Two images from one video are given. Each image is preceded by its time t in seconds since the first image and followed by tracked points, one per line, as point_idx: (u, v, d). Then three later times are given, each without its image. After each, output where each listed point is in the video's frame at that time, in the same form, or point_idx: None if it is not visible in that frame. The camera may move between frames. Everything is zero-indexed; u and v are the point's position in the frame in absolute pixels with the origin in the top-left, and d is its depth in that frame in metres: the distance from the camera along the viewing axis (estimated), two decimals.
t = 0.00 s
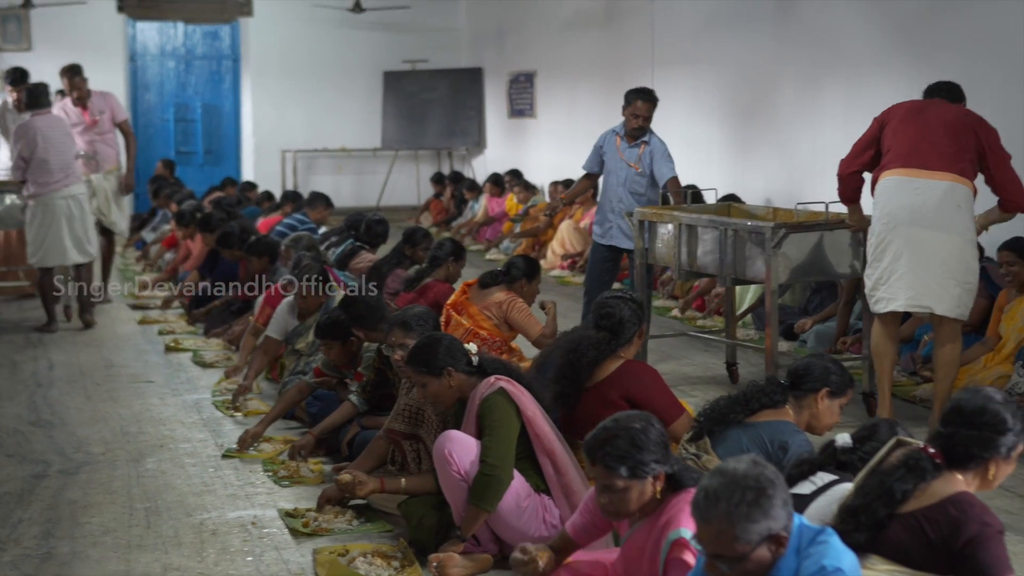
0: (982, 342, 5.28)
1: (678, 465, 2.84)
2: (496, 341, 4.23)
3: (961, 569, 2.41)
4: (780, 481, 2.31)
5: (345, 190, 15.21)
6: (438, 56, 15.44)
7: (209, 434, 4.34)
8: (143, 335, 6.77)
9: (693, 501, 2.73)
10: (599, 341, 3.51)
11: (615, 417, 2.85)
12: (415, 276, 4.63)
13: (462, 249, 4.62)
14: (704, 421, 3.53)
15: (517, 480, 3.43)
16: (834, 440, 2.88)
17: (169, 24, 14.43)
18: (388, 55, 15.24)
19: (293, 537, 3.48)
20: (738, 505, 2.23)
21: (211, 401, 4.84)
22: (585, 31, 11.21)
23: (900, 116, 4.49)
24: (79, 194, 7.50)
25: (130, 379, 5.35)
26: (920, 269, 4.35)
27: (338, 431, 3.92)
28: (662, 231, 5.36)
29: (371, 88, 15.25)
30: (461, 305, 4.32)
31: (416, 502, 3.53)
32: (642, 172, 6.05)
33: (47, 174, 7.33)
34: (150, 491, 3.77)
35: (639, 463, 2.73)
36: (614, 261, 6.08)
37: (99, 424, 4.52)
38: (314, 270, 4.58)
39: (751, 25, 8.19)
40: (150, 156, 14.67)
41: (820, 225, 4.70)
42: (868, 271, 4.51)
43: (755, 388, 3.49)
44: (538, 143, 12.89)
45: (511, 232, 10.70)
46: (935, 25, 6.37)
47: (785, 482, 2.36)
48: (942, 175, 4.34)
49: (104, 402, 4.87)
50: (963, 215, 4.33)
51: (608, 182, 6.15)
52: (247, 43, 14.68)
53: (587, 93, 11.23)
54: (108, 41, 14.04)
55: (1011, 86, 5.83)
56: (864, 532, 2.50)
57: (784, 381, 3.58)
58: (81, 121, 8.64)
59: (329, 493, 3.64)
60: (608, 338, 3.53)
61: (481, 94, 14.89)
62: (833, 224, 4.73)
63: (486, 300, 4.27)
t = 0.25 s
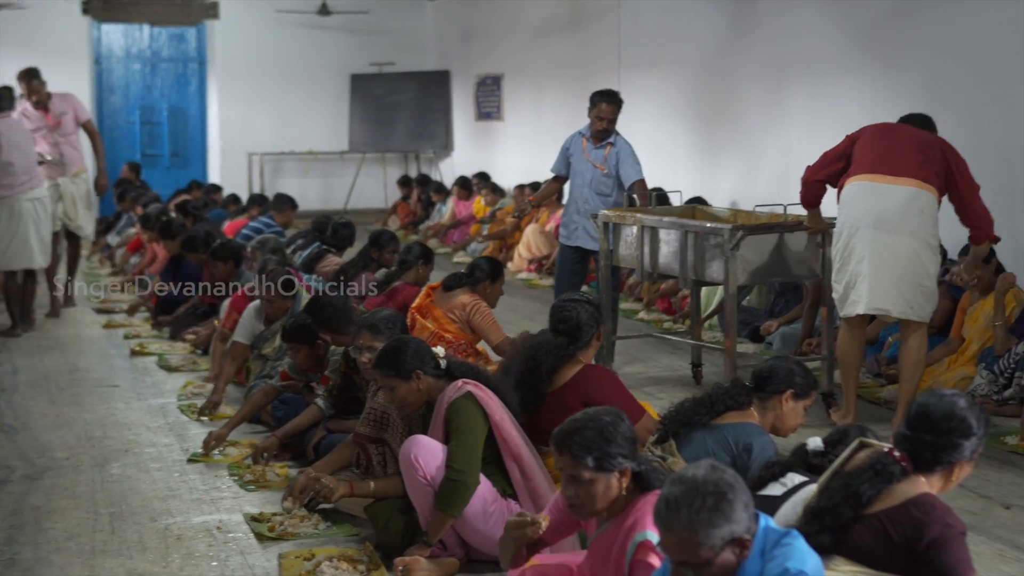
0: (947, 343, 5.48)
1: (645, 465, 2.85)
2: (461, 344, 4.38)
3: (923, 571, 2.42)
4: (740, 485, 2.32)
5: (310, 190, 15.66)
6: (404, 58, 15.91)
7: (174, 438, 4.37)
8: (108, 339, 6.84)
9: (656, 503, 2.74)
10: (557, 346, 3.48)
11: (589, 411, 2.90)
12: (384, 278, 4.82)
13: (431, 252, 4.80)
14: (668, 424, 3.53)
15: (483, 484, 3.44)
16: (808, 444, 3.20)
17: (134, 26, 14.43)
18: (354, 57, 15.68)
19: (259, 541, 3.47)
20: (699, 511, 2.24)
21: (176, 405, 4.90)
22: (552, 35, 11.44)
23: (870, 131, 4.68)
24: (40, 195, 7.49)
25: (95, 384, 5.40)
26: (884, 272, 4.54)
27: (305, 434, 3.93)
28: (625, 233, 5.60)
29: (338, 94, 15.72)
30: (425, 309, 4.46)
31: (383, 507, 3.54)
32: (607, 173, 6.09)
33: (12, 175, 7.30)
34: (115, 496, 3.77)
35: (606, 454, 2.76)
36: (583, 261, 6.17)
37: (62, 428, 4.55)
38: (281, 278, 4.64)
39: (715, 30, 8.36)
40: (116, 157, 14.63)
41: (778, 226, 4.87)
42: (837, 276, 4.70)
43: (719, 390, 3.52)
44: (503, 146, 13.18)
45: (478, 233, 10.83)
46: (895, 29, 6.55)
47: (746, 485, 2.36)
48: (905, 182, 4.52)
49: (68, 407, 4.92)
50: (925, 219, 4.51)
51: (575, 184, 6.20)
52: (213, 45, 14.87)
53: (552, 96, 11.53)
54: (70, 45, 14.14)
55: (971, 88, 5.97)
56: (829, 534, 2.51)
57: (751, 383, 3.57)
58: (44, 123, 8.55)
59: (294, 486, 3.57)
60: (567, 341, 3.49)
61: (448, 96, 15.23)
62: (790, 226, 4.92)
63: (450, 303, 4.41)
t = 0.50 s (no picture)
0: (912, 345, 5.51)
1: (615, 466, 2.86)
2: (427, 347, 4.42)
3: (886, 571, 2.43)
4: (705, 489, 2.34)
5: (279, 194, 15.60)
6: (373, 60, 15.84)
7: (141, 442, 4.39)
8: (74, 342, 6.86)
9: (621, 505, 2.73)
10: (520, 350, 3.50)
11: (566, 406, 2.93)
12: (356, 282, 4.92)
13: (401, 256, 4.85)
14: (636, 425, 3.59)
15: (451, 488, 3.44)
16: (780, 447, 3.25)
17: (101, 29, 14.55)
18: (323, 60, 15.62)
19: (226, 545, 3.46)
20: (663, 517, 2.26)
21: (143, 409, 4.94)
22: (523, 38, 11.57)
23: (843, 148, 4.79)
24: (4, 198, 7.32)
25: (61, 388, 5.42)
26: (845, 277, 4.60)
27: (271, 439, 3.93)
28: (592, 235, 5.76)
29: (306, 94, 15.62)
30: (391, 312, 4.49)
31: (352, 510, 3.54)
32: (572, 176, 6.25)
33: None
34: (81, 501, 3.76)
35: (573, 450, 2.78)
36: (550, 263, 6.32)
37: (29, 433, 4.56)
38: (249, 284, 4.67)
39: (686, 34, 8.48)
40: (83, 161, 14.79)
41: (739, 229, 5.07)
42: (800, 280, 4.76)
43: (686, 391, 3.56)
44: (473, 149, 13.28)
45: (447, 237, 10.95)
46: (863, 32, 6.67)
47: (710, 490, 2.38)
48: (870, 192, 4.57)
49: (34, 411, 4.94)
50: (887, 229, 4.56)
51: (541, 188, 6.36)
52: (179, 47, 14.99)
53: (522, 99, 11.67)
54: (37, 47, 14.08)
55: (941, 89, 6.08)
56: (794, 535, 2.52)
57: (717, 384, 3.60)
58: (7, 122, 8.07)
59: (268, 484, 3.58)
60: (528, 344, 3.51)
61: (417, 100, 15.34)
62: (752, 228, 5.12)
63: (416, 306, 4.45)
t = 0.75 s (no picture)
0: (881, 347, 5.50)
1: (585, 466, 2.83)
2: (396, 349, 4.42)
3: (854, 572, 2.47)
4: (673, 491, 2.35)
5: (248, 197, 15.68)
6: (344, 64, 15.98)
7: (109, 446, 4.41)
8: (42, 347, 6.89)
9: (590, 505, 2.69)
10: (493, 352, 3.50)
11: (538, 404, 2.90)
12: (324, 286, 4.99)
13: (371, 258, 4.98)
14: (605, 429, 3.58)
15: (420, 492, 3.44)
16: (750, 448, 3.25)
17: (69, 32, 14.47)
18: (293, 64, 15.73)
19: (195, 550, 3.46)
20: (632, 518, 2.27)
21: (112, 412, 5.00)
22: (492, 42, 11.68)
23: (814, 162, 4.88)
24: None
25: (29, 393, 5.47)
26: (804, 281, 4.70)
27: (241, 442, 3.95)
28: (558, 236, 5.83)
29: (277, 100, 15.72)
30: (359, 315, 4.47)
31: (321, 513, 3.53)
32: (536, 180, 6.47)
33: None
34: (48, 506, 3.76)
35: (545, 446, 2.75)
36: (516, 266, 6.54)
37: None
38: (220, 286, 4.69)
39: (654, 37, 8.60)
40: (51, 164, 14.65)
41: (700, 230, 5.18)
42: (765, 283, 4.88)
43: (654, 394, 3.58)
44: (443, 152, 13.38)
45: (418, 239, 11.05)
46: (832, 34, 6.77)
47: (678, 490, 2.39)
48: (832, 203, 4.66)
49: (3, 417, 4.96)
50: (848, 236, 4.64)
51: (507, 192, 6.57)
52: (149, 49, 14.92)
53: (492, 100, 11.80)
54: (6, 49, 14.02)
55: (909, 89, 6.17)
56: (763, 536, 2.54)
57: (686, 386, 3.63)
58: None
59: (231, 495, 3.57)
60: (499, 347, 3.52)
61: (388, 103, 15.43)
62: (712, 228, 5.24)
63: (383, 308, 4.45)
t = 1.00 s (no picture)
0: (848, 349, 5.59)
1: (553, 467, 2.82)
2: (365, 352, 4.47)
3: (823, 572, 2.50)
4: (642, 491, 2.36)
5: (218, 199, 15.73)
6: (315, 66, 15.96)
7: (77, 450, 4.46)
8: (9, 350, 6.93)
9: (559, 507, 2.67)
10: (469, 353, 3.60)
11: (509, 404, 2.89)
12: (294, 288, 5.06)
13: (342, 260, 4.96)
14: (575, 431, 3.58)
15: (390, 495, 3.44)
16: (719, 450, 3.22)
17: (37, 34, 14.74)
18: (262, 65, 15.79)
19: (164, 553, 3.46)
20: (600, 518, 2.28)
21: (81, 416, 5.07)
22: (464, 44, 11.84)
23: (782, 170, 4.94)
24: None
25: None
26: (768, 283, 4.77)
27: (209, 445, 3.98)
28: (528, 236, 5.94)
29: (246, 100, 15.80)
30: (328, 318, 4.50)
31: (290, 516, 3.51)
32: (502, 180, 6.57)
33: None
34: (17, 510, 3.76)
35: (515, 447, 2.75)
36: (484, 266, 6.60)
37: None
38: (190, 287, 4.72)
39: (623, 39, 8.84)
40: (20, 166, 14.93)
41: (662, 232, 5.25)
42: (728, 284, 4.95)
43: (625, 396, 3.59)
44: (415, 154, 13.53)
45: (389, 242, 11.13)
46: (802, 38, 6.92)
47: (647, 491, 2.40)
48: (795, 208, 4.73)
49: None
50: (811, 240, 4.71)
51: (474, 193, 6.66)
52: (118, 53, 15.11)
53: (462, 99, 11.96)
54: None
55: (879, 92, 6.30)
56: (733, 538, 2.55)
57: (656, 388, 3.65)
58: None
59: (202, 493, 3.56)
60: (475, 348, 3.62)
61: (357, 105, 15.50)
62: (675, 231, 5.31)
63: (352, 310, 4.47)
